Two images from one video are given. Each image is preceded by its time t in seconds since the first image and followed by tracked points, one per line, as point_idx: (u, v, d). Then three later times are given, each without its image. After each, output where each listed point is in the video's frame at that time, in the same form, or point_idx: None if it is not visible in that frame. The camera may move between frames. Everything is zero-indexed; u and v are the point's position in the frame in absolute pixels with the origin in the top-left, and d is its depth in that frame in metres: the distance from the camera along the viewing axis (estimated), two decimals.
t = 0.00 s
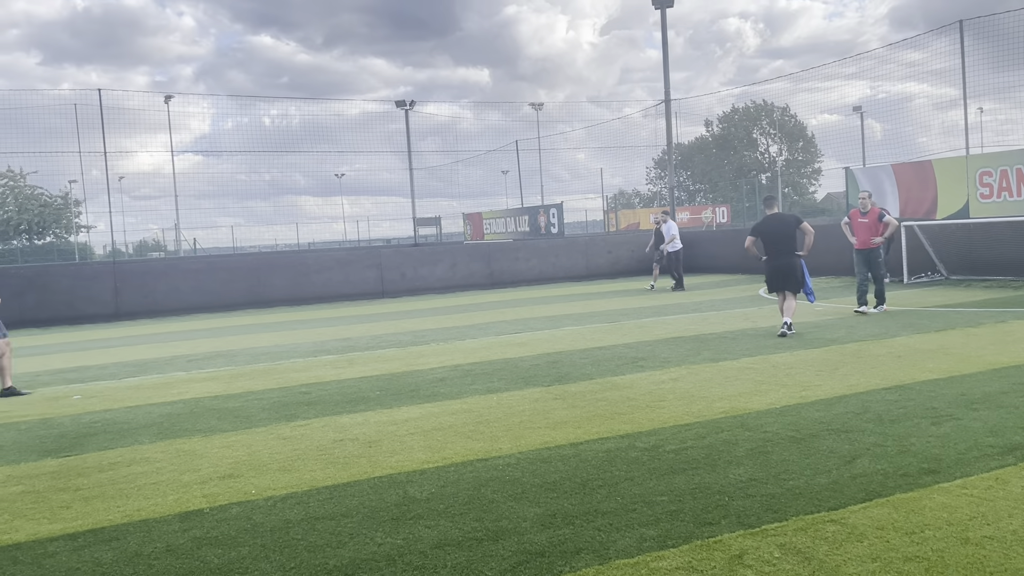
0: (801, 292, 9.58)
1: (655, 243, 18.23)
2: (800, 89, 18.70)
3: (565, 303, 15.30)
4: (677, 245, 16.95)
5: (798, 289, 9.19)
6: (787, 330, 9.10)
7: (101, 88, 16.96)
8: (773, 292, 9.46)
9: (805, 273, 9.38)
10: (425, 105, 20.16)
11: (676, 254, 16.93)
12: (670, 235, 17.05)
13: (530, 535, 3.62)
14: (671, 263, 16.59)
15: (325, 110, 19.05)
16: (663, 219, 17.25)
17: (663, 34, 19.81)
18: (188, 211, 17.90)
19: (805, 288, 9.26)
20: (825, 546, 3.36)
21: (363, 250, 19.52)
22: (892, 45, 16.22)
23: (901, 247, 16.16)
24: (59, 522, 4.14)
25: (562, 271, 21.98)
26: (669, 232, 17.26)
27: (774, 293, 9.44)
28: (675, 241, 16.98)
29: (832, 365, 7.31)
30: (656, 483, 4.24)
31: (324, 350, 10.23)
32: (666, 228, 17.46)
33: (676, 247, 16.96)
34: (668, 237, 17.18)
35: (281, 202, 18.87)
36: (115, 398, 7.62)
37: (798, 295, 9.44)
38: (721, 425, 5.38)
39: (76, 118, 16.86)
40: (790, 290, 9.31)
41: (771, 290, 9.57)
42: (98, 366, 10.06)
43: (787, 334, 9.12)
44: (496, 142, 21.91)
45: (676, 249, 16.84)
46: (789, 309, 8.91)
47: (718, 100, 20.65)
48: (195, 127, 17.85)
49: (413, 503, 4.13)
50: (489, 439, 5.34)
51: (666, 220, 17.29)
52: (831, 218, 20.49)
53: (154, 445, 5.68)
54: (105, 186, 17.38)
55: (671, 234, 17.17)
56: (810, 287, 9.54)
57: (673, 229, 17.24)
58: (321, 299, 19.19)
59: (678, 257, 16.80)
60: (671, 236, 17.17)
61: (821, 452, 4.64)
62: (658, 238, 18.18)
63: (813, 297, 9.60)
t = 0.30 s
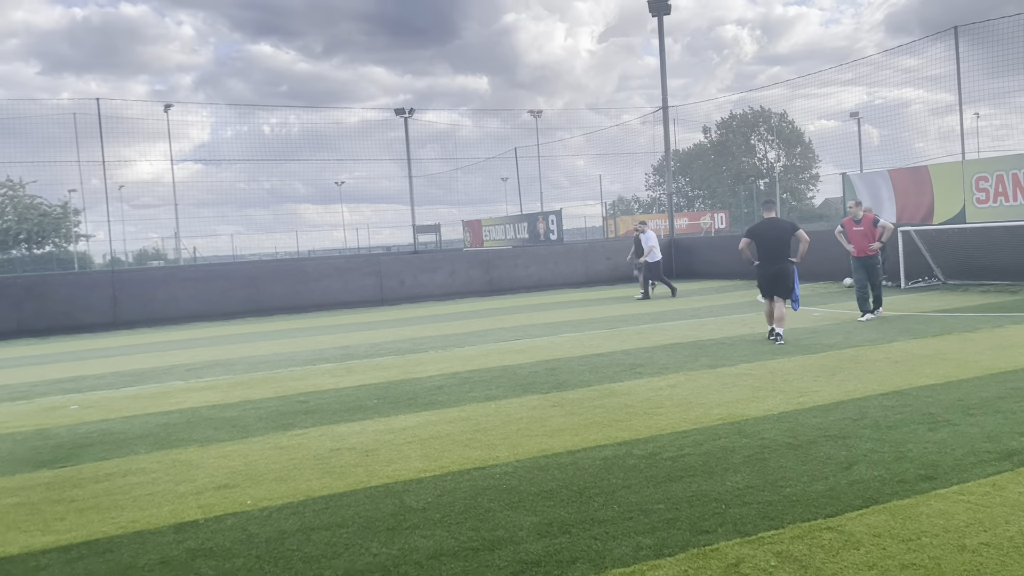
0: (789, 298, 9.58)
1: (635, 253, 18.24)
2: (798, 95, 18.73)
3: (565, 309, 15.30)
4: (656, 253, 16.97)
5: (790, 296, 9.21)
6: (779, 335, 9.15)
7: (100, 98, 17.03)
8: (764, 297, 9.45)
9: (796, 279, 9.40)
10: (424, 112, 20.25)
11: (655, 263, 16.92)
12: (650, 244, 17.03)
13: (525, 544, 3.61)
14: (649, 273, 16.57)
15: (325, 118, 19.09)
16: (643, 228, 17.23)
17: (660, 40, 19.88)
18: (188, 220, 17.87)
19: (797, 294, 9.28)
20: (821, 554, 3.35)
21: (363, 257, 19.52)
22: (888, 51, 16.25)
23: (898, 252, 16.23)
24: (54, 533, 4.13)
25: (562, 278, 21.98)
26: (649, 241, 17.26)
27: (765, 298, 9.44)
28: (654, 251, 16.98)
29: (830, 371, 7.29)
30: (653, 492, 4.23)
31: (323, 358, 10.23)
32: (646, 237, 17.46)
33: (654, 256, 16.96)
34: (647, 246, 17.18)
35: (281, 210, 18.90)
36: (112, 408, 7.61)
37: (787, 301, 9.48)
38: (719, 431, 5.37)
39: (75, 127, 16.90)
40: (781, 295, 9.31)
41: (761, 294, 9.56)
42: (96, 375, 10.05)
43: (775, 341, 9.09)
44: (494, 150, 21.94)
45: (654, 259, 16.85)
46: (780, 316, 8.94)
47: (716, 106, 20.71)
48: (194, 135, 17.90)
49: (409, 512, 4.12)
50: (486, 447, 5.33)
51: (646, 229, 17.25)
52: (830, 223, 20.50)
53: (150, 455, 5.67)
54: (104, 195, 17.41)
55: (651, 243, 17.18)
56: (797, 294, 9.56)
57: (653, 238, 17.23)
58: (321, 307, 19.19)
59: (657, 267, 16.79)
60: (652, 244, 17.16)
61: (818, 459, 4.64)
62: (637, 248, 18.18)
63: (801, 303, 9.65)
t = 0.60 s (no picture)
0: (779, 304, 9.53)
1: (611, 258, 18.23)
2: (790, 99, 18.87)
3: (558, 315, 15.28)
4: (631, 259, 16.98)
5: (778, 301, 9.20)
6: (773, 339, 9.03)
7: (89, 104, 16.92)
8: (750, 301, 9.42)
9: (785, 284, 9.37)
10: (416, 117, 20.25)
11: (628, 269, 16.89)
12: (624, 249, 17.02)
13: (517, 553, 3.57)
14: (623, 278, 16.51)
15: (317, 124, 19.11)
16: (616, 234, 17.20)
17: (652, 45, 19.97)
18: (180, 227, 17.81)
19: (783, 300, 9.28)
20: (814, 560, 3.33)
21: (355, 264, 19.46)
22: (880, 54, 16.33)
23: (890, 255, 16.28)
24: (40, 544, 4.08)
25: (555, 283, 21.96)
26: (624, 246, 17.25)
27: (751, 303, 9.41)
28: (627, 256, 16.95)
29: (823, 376, 7.29)
30: (645, 499, 4.20)
31: (314, 365, 10.17)
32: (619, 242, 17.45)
33: (627, 262, 16.94)
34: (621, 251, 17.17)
35: (273, 217, 18.83)
36: (101, 417, 7.55)
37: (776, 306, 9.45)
38: (712, 437, 5.35)
39: (65, 134, 16.84)
40: (769, 300, 9.29)
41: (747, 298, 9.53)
42: (85, 384, 9.98)
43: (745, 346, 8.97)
44: (487, 155, 21.86)
45: (627, 264, 16.82)
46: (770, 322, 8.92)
47: (708, 111, 20.80)
48: (186, 142, 17.87)
49: (399, 521, 4.09)
50: (478, 454, 5.29)
51: (620, 235, 17.20)
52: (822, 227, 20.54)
53: (139, 465, 5.62)
54: (94, 203, 17.27)
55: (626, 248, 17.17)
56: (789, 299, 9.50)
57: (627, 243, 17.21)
58: (313, 313, 19.12)
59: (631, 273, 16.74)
60: (627, 250, 17.15)
61: (811, 464, 4.62)
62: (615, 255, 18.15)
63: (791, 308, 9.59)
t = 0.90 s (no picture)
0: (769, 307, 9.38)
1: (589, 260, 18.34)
2: (785, 101, 18.82)
3: (553, 318, 15.28)
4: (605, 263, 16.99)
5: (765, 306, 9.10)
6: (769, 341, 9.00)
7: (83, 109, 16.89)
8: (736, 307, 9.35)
9: (772, 287, 9.22)
10: (411, 121, 20.24)
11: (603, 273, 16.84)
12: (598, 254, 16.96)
13: (513, 557, 3.56)
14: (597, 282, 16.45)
15: (311, 128, 18.96)
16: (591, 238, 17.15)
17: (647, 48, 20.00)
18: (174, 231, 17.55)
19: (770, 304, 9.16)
20: (811, 562, 3.33)
21: (350, 267, 19.41)
22: (874, 57, 16.39)
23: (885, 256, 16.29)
24: (34, 550, 4.05)
25: (549, 286, 21.97)
26: (600, 250, 17.23)
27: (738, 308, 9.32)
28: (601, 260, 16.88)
29: (818, 378, 7.29)
30: (641, 501, 4.19)
31: (309, 369, 10.14)
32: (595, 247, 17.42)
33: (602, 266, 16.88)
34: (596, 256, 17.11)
35: (267, 221, 18.77)
36: (95, 422, 7.52)
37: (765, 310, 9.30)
38: (708, 439, 5.35)
39: (59, 138, 16.77)
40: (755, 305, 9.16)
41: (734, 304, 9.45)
42: (79, 389, 9.94)
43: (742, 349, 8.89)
44: (482, 158, 22.01)
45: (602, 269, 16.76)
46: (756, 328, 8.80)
47: (703, 113, 20.80)
48: (179, 146, 17.80)
49: (395, 525, 4.07)
50: (473, 458, 5.28)
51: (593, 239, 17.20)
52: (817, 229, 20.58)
53: (134, 470, 5.59)
54: (88, 208, 17.31)
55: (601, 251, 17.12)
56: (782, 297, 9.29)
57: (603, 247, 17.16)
58: (308, 317, 19.08)
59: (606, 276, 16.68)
60: (602, 254, 17.12)
61: (807, 466, 4.62)
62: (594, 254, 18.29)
63: (784, 311, 9.41)
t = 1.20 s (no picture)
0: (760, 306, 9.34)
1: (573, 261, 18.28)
2: (783, 101, 18.82)
3: (553, 318, 15.29)
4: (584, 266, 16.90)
5: (756, 305, 9.08)
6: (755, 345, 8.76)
7: (82, 111, 16.89)
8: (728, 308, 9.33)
9: (762, 287, 9.16)
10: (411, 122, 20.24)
11: (581, 275, 16.80)
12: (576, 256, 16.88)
13: (514, 557, 3.56)
14: (575, 285, 16.40)
15: (309, 129, 18.95)
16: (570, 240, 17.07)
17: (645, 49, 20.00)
18: (173, 233, 17.66)
19: (762, 303, 9.14)
20: (812, 561, 3.33)
21: (350, 268, 19.41)
22: (872, 56, 16.39)
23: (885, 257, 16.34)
24: (35, 552, 4.05)
25: (549, 287, 22.00)
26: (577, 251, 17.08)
27: (730, 309, 9.31)
28: (580, 262, 16.82)
29: (819, 377, 7.30)
30: (642, 501, 4.19)
31: (309, 371, 10.14)
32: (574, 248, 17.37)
33: (580, 268, 16.85)
34: (575, 257, 17.07)
35: (267, 222, 18.76)
36: (96, 424, 7.51)
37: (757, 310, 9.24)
38: (709, 439, 5.35)
39: (58, 141, 16.76)
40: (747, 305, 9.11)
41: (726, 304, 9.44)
42: (79, 391, 9.93)
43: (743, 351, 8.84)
44: (481, 158, 22.01)
45: (580, 271, 16.71)
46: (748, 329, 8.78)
47: (702, 113, 20.81)
48: (178, 148, 17.79)
49: (396, 526, 4.07)
50: (474, 459, 5.28)
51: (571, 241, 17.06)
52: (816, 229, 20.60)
53: (134, 471, 5.59)
54: (87, 210, 17.32)
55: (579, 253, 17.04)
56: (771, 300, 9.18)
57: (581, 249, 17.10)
58: (308, 318, 19.09)
59: (585, 279, 16.62)
60: (579, 256, 17.09)
61: (808, 466, 4.62)
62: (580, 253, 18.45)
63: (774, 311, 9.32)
